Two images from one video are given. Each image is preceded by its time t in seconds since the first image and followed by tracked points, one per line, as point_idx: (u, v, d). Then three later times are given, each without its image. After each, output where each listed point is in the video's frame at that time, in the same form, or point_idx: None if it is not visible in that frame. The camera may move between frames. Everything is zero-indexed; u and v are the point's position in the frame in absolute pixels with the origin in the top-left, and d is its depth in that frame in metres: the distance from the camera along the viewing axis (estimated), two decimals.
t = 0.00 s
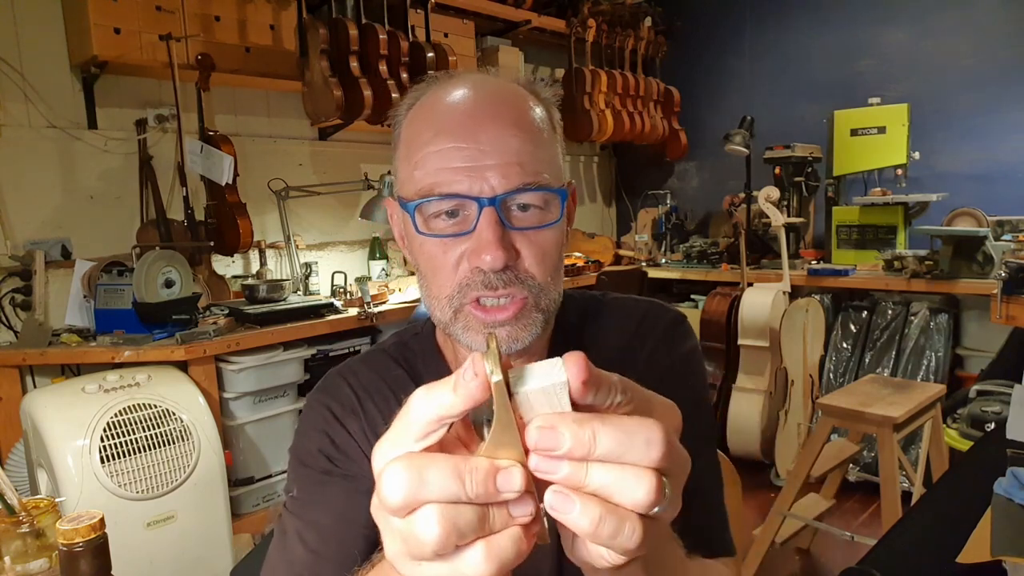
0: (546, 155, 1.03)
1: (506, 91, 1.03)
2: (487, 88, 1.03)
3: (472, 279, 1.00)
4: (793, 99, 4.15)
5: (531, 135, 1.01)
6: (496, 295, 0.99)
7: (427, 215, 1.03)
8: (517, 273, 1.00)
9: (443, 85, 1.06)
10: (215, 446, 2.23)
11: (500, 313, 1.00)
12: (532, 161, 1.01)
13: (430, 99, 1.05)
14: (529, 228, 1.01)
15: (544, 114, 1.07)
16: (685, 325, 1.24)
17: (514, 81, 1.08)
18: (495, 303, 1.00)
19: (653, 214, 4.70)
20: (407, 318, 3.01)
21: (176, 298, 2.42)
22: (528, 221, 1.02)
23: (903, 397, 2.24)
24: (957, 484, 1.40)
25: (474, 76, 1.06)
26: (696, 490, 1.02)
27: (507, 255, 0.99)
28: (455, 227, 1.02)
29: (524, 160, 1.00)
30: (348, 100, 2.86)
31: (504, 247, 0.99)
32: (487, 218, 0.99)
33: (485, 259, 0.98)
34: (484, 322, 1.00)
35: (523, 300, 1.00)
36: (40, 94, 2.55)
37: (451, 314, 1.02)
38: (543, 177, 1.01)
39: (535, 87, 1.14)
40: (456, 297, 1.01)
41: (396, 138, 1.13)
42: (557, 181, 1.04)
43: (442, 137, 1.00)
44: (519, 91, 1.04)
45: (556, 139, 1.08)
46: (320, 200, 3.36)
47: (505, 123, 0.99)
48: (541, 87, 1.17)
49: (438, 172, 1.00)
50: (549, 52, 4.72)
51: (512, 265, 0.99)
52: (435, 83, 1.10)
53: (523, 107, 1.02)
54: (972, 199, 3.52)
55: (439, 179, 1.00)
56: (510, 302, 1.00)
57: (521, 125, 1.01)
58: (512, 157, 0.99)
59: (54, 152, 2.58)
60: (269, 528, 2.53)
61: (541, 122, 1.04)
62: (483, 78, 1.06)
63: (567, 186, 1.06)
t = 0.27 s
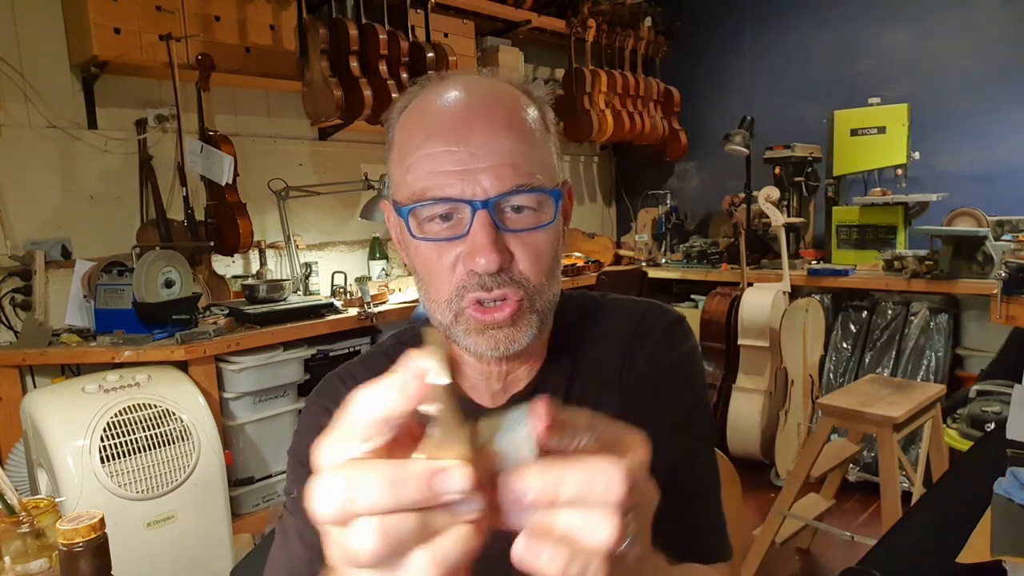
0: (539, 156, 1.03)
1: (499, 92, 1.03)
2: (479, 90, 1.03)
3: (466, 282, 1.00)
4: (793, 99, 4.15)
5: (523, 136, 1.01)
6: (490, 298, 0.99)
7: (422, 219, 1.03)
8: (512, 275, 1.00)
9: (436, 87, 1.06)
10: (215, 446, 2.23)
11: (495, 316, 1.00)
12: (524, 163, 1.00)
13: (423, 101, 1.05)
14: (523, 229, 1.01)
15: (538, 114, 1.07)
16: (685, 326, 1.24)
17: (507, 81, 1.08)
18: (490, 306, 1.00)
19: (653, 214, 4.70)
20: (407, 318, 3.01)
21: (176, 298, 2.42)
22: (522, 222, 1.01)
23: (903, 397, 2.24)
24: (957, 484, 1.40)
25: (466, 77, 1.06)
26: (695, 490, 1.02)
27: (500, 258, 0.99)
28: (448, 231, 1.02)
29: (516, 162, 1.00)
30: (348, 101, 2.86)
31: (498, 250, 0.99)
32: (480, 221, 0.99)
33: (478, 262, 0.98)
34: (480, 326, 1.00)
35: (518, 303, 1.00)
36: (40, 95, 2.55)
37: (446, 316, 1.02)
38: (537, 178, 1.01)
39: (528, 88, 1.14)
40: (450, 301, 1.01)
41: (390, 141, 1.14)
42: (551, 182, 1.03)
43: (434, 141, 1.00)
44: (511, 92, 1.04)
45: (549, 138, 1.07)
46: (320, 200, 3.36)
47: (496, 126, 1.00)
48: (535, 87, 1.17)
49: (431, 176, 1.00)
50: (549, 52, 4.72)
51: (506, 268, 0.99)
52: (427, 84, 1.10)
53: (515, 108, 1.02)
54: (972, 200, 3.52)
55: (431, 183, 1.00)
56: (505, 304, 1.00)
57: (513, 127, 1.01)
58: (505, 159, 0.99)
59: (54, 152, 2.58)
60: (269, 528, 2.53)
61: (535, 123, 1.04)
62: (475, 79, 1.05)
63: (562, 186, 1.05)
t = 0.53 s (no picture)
0: (523, 157, 1.02)
1: (480, 95, 1.02)
2: (460, 91, 1.02)
3: (457, 287, 1.00)
4: (793, 99, 4.15)
5: (507, 138, 1.01)
6: (482, 302, 1.00)
7: (409, 226, 1.03)
8: (503, 277, 1.01)
9: (416, 91, 1.05)
10: (215, 446, 2.23)
11: (487, 319, 1.01)
12: (509, 166, 1.00)
13: (404, 106, 1.05)
14: (511, 231, 1.02)
15: (521, 115, 1.07)
16: (683, 328, 1.24)
17: (488, 83, 1.07)
18: (482, 309, 1.01)
19: (653, 214, 4.70)
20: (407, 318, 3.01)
21: (176, 298, 2.42)
22: (510, 224, 1.02)
23: (903, 397, 2.24)
24: (957, 484, 1.40)
25: (446, 80, 1.05)
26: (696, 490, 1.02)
27: (490, 261, 1.00)
28: (436, 237, 1.02)
29: (501, 164, 0.99)
30: (348, 101, 2.86)
31: (487, 252, 1.00)
32: (468, 225, 1.00)
33: (469, 266, 0.99)
34: (472, 330, 1.01)
35: (510, 304, 1.01)
36: (41, 95, 2.55)
37: (438, 322, 1.03)
38: (522, 180, 1.01)
39: (511, 87, 1.13)
40: (441, 306, 1.02)
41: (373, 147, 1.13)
42: (537, 182, 1.04)
43: (417, 146, 1.00)
44: (492, 94, 1.04)
45: (532, 139, 1.07)
46: (320, 200, 3.36)
47: (478, 128, 0.99)
48: (519, 87, 1.16)
49: (416, 182, 1.00)
50: (549, 52, 4.72)
51: (496, 270, 1.00)
52: (408, 88, 1.10)
53: (497, 111, 1.02)
54: (972, 199, 3.53)
55: (416, 189, 1.00)
56: (497, 307, 1.01)
57: (497, 130, 1.00)
58: (488, 162, 0.99)
59: (54, 152, 2.58)
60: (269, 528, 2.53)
61: (518, 126, 1.04)
62: (455, 82, 1.05)
63: (547, 185, 1.06)
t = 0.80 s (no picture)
0: (521, 151, 1.03)
1: (478, 92, 1.03)
2: (458, 89, 1.03)
3: (465, 279, 0.99)
4: (793, 99, 4.15)
5: (506, 133, 1.01)
6: (489, 294, 0.99)
7: (413, 222, 1.02)
8: (509, 269, 1.00)
9: (415, 91, 1.06)
10: (215, 446, 2.23)
11: (495, 311, 1.00)
12: (509, 160, 1.01)
13: (403, 105, 1.05)
14: (515, 223, 1.02)
15: (518, 113, 1.08)
16: (681, 324, 1.24)
17: (484, 82, 1.08)
18: (489, 302, 1.00)
19: (653, 214, 4.70)
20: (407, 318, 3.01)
21: (176, 298, 2.41)
22: (513, 217, 1.02)
23: (903, 397, 2.24)
24: (957, 484, 1.40)
25: (444, 79, 1.06)
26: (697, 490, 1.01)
27: (497, 253, 0.99)
28: (442, 231, 1.01)
29: (502, 158, 1.00)
30: (348, 101, 2.86)
31: (494, 244, 0.99)
32: (473, 218, 0.99)
33: (477, 258, 0.98)
34: (479, 323, 1.00)
35: (517, 297, 1.01)
36: (41, 95, 2.55)
37: (443, 317, 1.02)
38: (523, 172, 1.02)
39: (506, 86, 1.14)
40: (448, 301, 1.01)
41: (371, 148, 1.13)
42: (536, 175, 1.05)
43: (418, 142, 1.00)
44: (489, 91, 1.05)
45: (529, 136, 1.08)
46: (320, 200, 3.36)
47: (478, 123, 1.00)
48: (514, 86, 1.17)
49: (418, 177, 0.99)
50: (549, 52, 4.72)
51: (503, 262, 1.00)
52: (405, 89, 1.10)
53: (496, 107, 1.03)
54: (972, 199, 3.53)
55: (419, 185, 0.99)
56: (504, 299, 1.00)
57: (496, 124, 1.01)
58: (489, 156, 0.99)
59: (54, 152, 2.58)
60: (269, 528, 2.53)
61: (517, 122, 1.05)
62: (453, 81, 1.05)
63: (546, 179, 1.07)
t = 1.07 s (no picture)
0: (533, 147, 1.03)
1: (492, 88, 1.03)
2: (471, 85, 1.03)
3: (475, 273, 1.00)
4: (793, 99, 4.15)
5: (518, 128, 1.01)
6: (498, 289, 0.99)
7: (424, 216, 1.03)
8: (519, 265, 1.00)
9: (428, 86, 1.06)
10: (215, 446, 2.23)
11: (504, 306, 1.00)
12: (521, 155, 1.01)
13: (416, 100, 1.05)
14: (526, 219, 1.02)
15: (529, 110, 1.08)
16: (682, 323, 1.25)
17: (497, 79, 1.09)
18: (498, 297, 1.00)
19: (653, 213, 4.70)
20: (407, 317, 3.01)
21: (176, 298, 2.41)
22: (524, 212, 1.02)
23: (903, 397, 2.24)
24: (957, 484, 1.40)
25: (457, 75, 1.06)
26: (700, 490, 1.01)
27: (507, 247, 0.99)
28: (453, 225, 1.02)
29: (513, 153, 1.00)
30: (347, 101, 2.86)
31: (504, 238, 0.99)
32: (484, 212, 0.99)
33: (487, 252, 0.99)
34: (489, 318, 1.00)
35: (526, 292, 1.00)
36: (41, 95, 2.55)
37: (453, 312, 1.02)
38: (534, 168, 1.02)
39: (516, 84, 1.14)
40: (457, 295, 1.01)
41: (382, 143, 1.13)
42: (547, 172, 1.05)
43: (431, 136, 1.00)
44: (502, 88, 1.05)
45: (540, 133, 1.08)
46: (320, 200, 3.36)
47: (491, 118, 1.00)
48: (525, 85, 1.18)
49: (429, 171, 1.00)
50: (549, 52, 4.72)
51: (513, 257, 0.99)
52: (418, 85, 1.11)
53: (508, 102, 1.03)
54: (972, 199, 3.53)
55: (430, 178, 1.00)
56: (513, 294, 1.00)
57: (509, 119, 1.01)
58: (501, 150, 0.99)
59: (54, 152, 2.58)
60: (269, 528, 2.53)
61: (529, 118, 1.05)
62: (466, 77, 1.06)
63: (558, 176, 1.06)
